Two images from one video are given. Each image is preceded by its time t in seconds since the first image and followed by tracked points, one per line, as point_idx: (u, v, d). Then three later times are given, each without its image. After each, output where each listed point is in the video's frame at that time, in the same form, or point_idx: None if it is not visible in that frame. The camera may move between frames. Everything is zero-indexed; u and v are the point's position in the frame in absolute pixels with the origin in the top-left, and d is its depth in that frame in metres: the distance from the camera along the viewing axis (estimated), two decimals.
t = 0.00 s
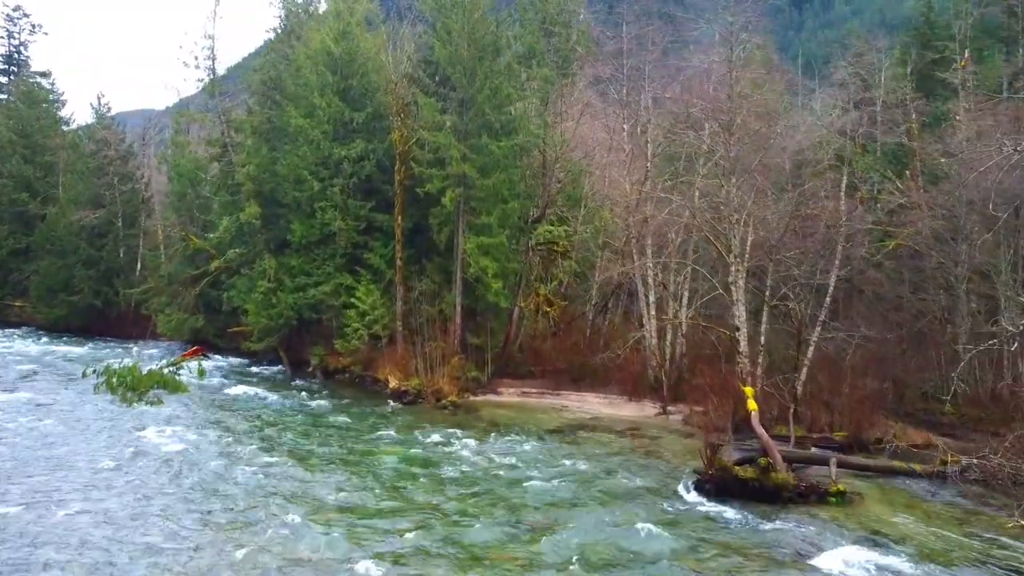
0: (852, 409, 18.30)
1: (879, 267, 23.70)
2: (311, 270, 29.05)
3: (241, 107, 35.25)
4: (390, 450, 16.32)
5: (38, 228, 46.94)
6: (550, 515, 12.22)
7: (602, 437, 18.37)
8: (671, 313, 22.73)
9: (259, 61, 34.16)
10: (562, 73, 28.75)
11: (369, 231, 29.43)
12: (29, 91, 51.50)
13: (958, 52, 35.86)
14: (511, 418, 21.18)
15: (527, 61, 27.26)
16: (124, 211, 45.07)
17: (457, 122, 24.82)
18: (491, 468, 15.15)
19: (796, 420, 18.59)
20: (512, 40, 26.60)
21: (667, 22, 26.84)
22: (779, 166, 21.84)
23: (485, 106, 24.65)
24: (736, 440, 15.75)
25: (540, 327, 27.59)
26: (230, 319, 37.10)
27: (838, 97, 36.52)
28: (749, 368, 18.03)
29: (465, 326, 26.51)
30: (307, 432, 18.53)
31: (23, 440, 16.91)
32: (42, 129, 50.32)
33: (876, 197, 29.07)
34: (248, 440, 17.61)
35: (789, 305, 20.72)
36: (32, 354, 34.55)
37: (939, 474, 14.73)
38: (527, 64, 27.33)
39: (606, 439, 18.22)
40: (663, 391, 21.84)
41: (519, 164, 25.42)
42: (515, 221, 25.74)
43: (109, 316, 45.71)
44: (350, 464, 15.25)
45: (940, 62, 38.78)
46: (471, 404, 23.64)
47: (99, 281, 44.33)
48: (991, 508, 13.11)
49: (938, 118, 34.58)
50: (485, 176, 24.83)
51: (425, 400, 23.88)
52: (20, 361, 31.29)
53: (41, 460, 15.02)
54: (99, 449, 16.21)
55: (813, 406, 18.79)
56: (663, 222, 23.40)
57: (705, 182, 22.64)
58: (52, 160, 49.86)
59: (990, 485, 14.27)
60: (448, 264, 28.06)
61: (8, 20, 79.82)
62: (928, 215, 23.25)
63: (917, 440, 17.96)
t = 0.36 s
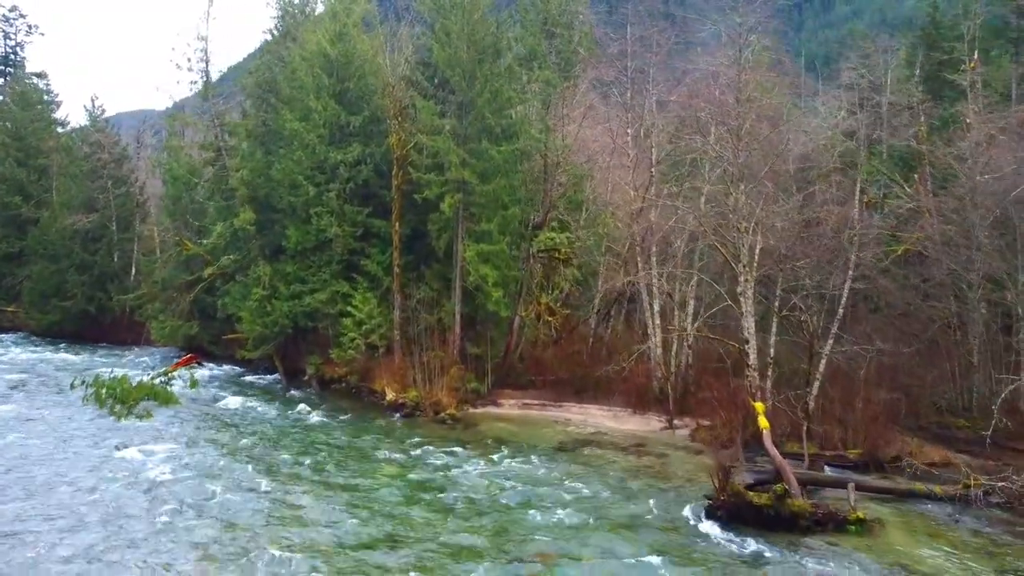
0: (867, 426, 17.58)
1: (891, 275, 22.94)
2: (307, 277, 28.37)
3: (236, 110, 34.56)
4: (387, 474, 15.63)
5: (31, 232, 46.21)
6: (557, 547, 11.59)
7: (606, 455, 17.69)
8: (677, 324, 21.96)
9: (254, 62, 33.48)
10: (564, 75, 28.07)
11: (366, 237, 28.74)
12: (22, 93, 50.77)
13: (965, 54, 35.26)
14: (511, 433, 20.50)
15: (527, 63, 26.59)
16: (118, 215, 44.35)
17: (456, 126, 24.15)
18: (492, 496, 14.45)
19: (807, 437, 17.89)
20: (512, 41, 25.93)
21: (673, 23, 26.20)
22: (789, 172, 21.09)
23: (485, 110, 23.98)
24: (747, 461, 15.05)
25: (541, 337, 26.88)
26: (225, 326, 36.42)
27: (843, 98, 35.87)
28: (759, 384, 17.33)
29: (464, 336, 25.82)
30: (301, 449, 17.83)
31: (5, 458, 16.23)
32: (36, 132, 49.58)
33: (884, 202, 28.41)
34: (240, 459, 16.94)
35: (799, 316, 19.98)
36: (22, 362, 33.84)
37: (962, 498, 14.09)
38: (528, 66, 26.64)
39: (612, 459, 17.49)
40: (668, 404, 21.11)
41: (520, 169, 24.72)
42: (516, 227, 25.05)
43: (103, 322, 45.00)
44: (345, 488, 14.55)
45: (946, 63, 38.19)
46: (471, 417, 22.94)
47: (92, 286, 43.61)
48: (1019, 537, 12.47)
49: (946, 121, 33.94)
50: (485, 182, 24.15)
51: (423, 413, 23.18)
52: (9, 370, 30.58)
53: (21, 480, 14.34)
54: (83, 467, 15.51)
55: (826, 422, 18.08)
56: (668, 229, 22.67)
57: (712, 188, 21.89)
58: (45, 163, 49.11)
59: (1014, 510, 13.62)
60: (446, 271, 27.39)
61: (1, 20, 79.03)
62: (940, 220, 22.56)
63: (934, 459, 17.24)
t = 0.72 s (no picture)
0: (884, 447, 16.78)
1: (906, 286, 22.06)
2: (301, 286, 27.58)
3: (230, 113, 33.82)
4: (382, 501, 14.87)
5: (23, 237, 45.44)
6: None
7: (612, 478, 16.90)
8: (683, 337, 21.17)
9: (248, 65, 32.73)
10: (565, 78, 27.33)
11: (363, 245, 27.98)
12: (14, 95, 50.01)
13: (974, 55, 34.49)
14: (511, 451, 19.68)
15: (528, 65, 25.84)
16: (111, 219, 43.58)
17: (455, 131, 23.41)
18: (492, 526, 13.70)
19: (822, 458, 17.07)
20: (512, 44, 25.18)
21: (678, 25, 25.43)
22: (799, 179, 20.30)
23: (485, 114, 23.25)
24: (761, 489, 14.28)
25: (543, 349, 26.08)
26: (219, 334, 35.66)
27: (849, 100, 35.11)
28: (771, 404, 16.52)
29: (463, 347, 25.05)
30: (293, 471, 17.09)
31: None
32: (29, 135, 48.77)
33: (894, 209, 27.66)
34: (230, 482, 16.20)
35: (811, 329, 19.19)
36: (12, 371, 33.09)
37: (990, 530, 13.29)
38: (529, 69, 25.90)
39: (617, 481, 16.72)
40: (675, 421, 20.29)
41: (520, 176, 23.94)
42: (517, 236, 24.26)
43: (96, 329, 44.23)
44: (338, 518, 13.81)
45: (954, 64, 37.44)
46: (469, 432, 22.13)
47: (85, 292, 42.83)
48: None
49: (955, 124, 33.17)
50: (485, 190, 23.39)
51: (419, 429, 22.36)
52: None
53: None
54: (63, 492, 14.77)
55: (841, 442, 17.27)
56: (675, 238, 21.86)
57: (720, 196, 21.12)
58: (39, 167, 48.33)
59: None
60: (445, 280, 26.62)
61: None
62: (955, 229, 21.79)
63: (955, 482, 16.44)
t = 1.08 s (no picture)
0: (901, 470, 16.10)
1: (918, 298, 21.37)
2: (297, 294, 26.91)
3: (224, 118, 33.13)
4: (377, 532, 14.20)
5: (15, 242, 44.68)
6: None
7: (618, 503, 16.20)
8: (689, 351, 20.49)
9: (243, 68, 32.03)
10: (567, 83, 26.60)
11: (360, 253, 27.30)
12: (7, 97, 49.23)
13: (982, 58, 33.78)
14: (513, 471, 18.97)
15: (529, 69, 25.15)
16: (105, 224, 42.84)
17: (454, 138, 22.74)
18: (492, 561, 13.03)
19: (838, 482, 16.35)
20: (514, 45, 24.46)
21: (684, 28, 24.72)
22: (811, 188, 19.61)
23: (484, 120, 22.59)
24: (777, 521, 13.62)
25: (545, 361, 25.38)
26: (213, 342, 34.95)
27: (855, 105, 34.44)
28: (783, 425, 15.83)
29: (463, 359, 24.35)
30: (287, 496, 16.39)
31: None
32: (22, 138, 47.98)
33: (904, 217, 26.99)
34: (218, 507, 15.54)
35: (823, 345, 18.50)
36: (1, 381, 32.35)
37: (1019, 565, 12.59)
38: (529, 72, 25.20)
39: (622, 506, 16.02)
40: (682, 440, 19.56)
41: (522, 184, 23.23)
42: (519, 246, 23.58)
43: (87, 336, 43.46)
44: (333, 553, 13.09)
45: (961, 68, 36.78)
46: (469, 449, 21.41)
47: (78, 299, 42.09)
48: None
49: (964, 129, 32.50)
50: (485, 198, 22.73)
51: (417, 445, 21.65)
52: None
53: None
54: (43, 520, 14.09)
55: (857, 466, 16.56)
56: (680, 248, 21.16)
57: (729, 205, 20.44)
58: (32, 170, 47.57)
59: None
60: (444, 290, 25.92)
61: None
62: (969, 239, 21.13)
63: (975, 507, 15.76)
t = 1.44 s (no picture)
0: (916, 493, 15.57)
1: (927, 305, 20.57)
2: (292, 304, 26.30)
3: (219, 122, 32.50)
4: (374, 563, 13.61)
5: (8, 247, 44.04)
6: None
7: (623, 528, 15.61)
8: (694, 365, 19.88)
9: (238, 71, 31.41)
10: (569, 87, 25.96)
11: (357, 261, 26.68)
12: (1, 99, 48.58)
13: (989, 60, 33.21)
14: (513, 490, 18.37)
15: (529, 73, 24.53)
16: (99, 229, 42.19)
17: (453, 145, 22.18)
18: None
19: (851, 505, 15.75)
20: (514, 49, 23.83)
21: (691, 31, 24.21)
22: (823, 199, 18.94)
23: (484, 127, 21.99)
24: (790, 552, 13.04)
25: (545, 371, 24.74)
26: (208, 350, 34.34)
27: (861, 108, 33.83)
28: (794, 447, 15.24)
29: (462, 371, 23.75)
30: (281, 522, 15.82)
31: None
32: (17, 141, 47.26)
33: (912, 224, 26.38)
34: (209, 534, 14.95)
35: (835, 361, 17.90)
36: None
37: None
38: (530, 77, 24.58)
39: (628, 531, 15.44)
40: (688, 458, 18.95)
41: (523, 193, 22.61)
42: (519, 255, 22.96)
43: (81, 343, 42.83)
44: None
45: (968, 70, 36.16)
46: (468, 466, 20.81)
47: (71, 305, 41.45)
48: None
49: (972, 133, 31.89)
50: (485, 207, 22.12)
51: (414, 462, 21.04)
52: None
53: None
54: (24, 548, 13.52)
55: (871, 488, 15.96)
56: (686, 259, 20.56)
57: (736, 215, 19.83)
58: (27, 174, 46.94)
59: None
60: (443, 299, 25.32)
61: None
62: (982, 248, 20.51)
63: (995, 531, 15.17)
